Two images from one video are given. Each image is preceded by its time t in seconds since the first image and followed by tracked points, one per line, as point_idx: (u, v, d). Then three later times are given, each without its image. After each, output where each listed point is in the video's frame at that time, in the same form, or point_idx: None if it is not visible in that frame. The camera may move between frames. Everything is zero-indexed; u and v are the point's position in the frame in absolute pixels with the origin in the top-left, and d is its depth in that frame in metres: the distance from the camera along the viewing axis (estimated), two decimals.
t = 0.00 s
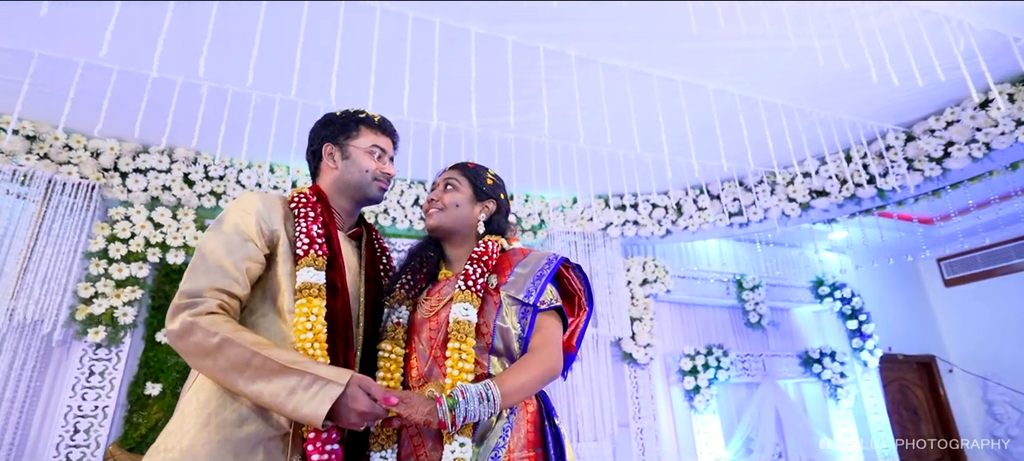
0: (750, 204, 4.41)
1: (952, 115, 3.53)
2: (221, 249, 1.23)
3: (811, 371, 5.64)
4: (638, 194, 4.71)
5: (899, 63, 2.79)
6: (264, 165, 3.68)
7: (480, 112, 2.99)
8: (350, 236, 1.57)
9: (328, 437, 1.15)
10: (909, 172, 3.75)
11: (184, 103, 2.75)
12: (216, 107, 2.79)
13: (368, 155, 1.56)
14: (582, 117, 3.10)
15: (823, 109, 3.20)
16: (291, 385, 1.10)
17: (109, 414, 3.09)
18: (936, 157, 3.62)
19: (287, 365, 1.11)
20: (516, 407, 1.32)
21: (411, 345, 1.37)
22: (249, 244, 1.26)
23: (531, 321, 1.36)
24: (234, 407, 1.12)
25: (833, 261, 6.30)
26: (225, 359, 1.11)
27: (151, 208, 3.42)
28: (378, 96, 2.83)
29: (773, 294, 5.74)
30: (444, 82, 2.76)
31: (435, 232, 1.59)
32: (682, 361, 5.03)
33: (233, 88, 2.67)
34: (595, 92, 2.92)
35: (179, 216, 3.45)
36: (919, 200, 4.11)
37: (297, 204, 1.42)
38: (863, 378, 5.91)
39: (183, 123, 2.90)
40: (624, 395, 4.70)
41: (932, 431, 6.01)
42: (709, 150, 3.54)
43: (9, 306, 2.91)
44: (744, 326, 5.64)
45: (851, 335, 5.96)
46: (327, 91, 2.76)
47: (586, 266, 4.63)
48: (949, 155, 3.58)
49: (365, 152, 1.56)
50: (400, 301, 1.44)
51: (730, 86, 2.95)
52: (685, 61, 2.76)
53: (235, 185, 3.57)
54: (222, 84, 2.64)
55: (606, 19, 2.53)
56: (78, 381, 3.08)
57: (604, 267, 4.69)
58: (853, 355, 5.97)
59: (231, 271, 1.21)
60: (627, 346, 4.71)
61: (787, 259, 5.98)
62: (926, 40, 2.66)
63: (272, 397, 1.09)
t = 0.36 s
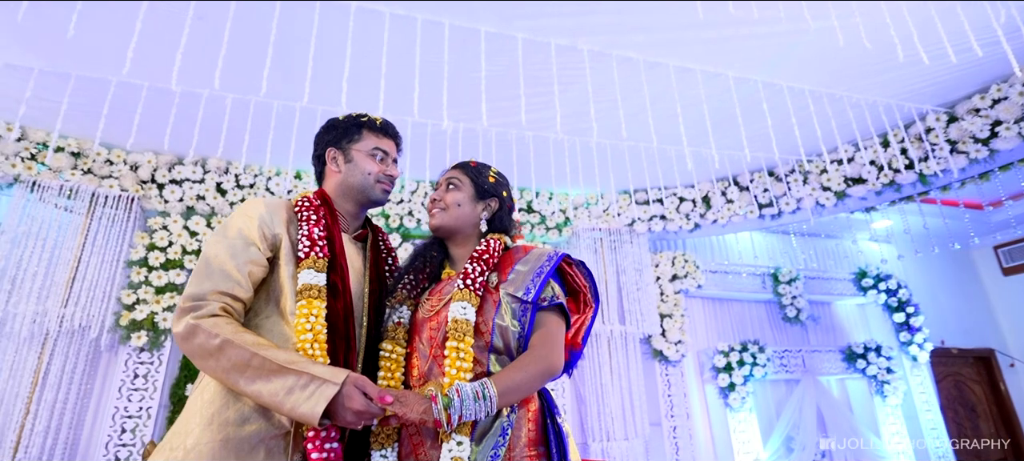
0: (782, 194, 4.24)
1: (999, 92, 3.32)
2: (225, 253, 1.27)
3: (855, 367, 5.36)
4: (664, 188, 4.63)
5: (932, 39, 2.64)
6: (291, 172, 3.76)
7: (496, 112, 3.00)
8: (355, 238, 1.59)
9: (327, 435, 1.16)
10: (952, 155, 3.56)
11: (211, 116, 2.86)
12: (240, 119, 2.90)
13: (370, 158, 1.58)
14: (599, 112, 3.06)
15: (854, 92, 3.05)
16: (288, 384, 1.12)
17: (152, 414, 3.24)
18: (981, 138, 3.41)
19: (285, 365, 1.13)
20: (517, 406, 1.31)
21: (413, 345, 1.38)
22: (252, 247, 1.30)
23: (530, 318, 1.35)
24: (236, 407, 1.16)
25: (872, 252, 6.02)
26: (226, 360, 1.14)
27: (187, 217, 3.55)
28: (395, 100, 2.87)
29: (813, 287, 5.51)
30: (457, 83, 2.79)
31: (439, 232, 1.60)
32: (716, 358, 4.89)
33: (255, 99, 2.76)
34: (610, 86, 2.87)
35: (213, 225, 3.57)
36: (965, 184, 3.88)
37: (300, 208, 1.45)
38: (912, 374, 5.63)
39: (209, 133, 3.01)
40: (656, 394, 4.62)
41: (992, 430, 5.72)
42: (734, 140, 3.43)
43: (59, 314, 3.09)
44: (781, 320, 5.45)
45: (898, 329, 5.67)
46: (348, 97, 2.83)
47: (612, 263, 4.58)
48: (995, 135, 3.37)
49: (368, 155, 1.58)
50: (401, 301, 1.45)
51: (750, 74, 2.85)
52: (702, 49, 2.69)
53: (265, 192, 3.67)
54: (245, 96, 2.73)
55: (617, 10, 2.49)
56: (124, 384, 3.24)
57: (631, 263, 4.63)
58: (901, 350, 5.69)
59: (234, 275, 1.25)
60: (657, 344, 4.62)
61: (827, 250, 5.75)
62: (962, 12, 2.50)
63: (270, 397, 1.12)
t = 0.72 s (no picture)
0: (819, 181, 4.05)
1: None
2: (235, 255, 1.32)
3: (906, 362, 5.04)
4: (695, 180, 4.50)
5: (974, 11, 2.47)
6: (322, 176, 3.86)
7: (516, 108, 3.00)
8: (365, 238, 1.62)
9: (332, 429, 1.20)
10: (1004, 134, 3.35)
11: (240, 124, 2.98)
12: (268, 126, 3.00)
13: (376, 159, 1.61)
14: (619, 105, 3.02)
15: (889, 71, 2.90)
16: (291, 380, 1.16)
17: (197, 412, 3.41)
18: None
19: (289, 361, 1.17)
20: (520, 401, 1.30)
21: (417, 341, 1.39)
22: (261, 249, 1.35)
23: (533, 313, 1.34)
24: (246, 403, 1.20)
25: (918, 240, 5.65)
26: (233, 357, 1.19)
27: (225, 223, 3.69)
28: (414, 102, 2.91)
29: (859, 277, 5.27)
30: (474, 82, 2.80)
31: (445, 229, 1.61)
32: (754, 353, 4.72)
33: (282, 106, 2.86)
34: (629, 77, 2.83)
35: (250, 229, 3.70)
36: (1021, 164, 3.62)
37: (308, 209, 1.49)
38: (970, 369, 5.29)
39: (239, 141, 3.13)
40: (691, 390, 4.52)
41: None
42: (763, 127, 3.32)
43: (109, 318, 3.28)
44: (824, 314, 5.22)
45: (953, 321, 5.30)
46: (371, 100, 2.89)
47: (641, 258, 4.50)
48: None
49: (374, 156, 1.61)
50: (407, 298, 1.47)
51: (775, 57, 2.75)
52: (722, 36, 2.60)
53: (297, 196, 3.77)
54: (271, 103, 2.83)
55: None
56: (171, 383, 3.41)
57: (661, 258, 4.53)
58: (956, 343, 5.35)
59: (244, 275, 1.30)
60: (691, 340, 4.49)
61: (874, 239, 5.50)
62: None
63: (274, 393, 1.16)
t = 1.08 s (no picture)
0: (862, 170, 3.85)
1: None
2: (249, 261, 1.37)
3: (967, 358, 4.73)
4: (730, 173, 4.34)
5: None
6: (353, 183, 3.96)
7: (537, 108, 2.99)
8: (376, 241, 1.65)
9: (339, 429, 1.23)
10: None
11: (271, 136, 3.10)
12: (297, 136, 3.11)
13: (385, 165, 1.64)
14: (640, 99, 2.97)
15: (931, 51, 2.73)
16: (298, 381, 1.20)
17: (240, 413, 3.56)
18: None
19: (295, 363, 1.21)
20: (525, 400, 1.30)
21: (424, 342, 1.42)
22: (272, 254, 1.40)
23: (536, 312, 1.34)
24: (258, 404, 1.25)
25: (975, 227, 5.20)
26: (245, 360, 1.24)
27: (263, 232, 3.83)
28: (435, 107, 2.95)
29: (912, 268, 4.98)
30: (492, 84, 2.82)
31: (453, 231, 1.62)
32: (798, 351, 4.51)
33: (311, 117, 2.96)
34: (649, 71, 2.78)
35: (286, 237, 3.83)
36: None
37: (319, 215, 1.53)
38: None
39: (271, 152, 3.25)
40: (730, 390, 4.37)
41: None
42: (797, 115, 3.18)
43: (159, 324, 3.47)
44: (875, 309, 4.93)
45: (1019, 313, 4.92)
46: (393, 106, 2.95)
47: (674, 255, 4.39)
48: None
49: (383, 162, 1.65)
50: (414, 300, 1.50)
51: (803, 43, 2.63)
52: (744, 24, 2.51)
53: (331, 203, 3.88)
54: (300, 115, 2.94)
55: None
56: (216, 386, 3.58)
57: (695, 254, 4.41)
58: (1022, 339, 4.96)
59: (256, 281, 1.35)
60: (729, 338, 4.37)
61: (927, 229, 5.16)
62: None
63: (282, 393, 1.20)
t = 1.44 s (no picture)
0: (906, 156, 3.62)
1: None
2: (264, 272, 1.43)
3: None
4: (765, 164, 4.11)
5: None
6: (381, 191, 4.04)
7: (557, 107, 2.97)
8: (389, 249, 1.69)
9: (349, 433, 1.27)
10: None
11: (300, 148, 3.19)
12: (324, 147, 3.19)
13: (394, 174, 1.68)
14: (662, 94, 2.90)
15: (974, 26, 2.56)
16: (308, 387, 1.24)
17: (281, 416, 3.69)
18: None
19: (305, 370, 1.25)
20: (530, 404, 1.30)
21: (432, 347, 1.45)
22: (286, 265, 1.45)
23: (540, 316, 1.34)
24: (273, 410, 1.30)
25: None
26: (259, 368, 1.29)
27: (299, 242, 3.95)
28: (455, 112, 2.98)
29: (970, 258, 4.66)
30: (510, 86, 2.82)
31: (462, 236, 1.64)
32: (844, 348, 4.32)
33: (336, 128, 3.04)
34: (669, 65, 2.72)
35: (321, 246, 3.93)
36: None
37: (332, 226, 1.58)
38: None
39: (300, 164, 3.35)
40: (771, 389, 4.22)
41: None
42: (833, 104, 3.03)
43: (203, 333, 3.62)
44: (928, 301, 4.67)
45: None
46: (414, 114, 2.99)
47: (709, 250, 4.12)
48: None
49: (392, 171, 1.68)
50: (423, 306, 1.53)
51: (831, 26, 2.52)
52: (765, 10, 2.43)
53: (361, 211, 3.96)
54: (325, 126, 3.03)
55: None
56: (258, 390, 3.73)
57: (729, 249, 4.12)
58: None
59: (270, 291, 1.40)
60: (768, 335, 4.22)
61: (986, 215, 4.84)
62: None
63: (294, 399, 1.25)
